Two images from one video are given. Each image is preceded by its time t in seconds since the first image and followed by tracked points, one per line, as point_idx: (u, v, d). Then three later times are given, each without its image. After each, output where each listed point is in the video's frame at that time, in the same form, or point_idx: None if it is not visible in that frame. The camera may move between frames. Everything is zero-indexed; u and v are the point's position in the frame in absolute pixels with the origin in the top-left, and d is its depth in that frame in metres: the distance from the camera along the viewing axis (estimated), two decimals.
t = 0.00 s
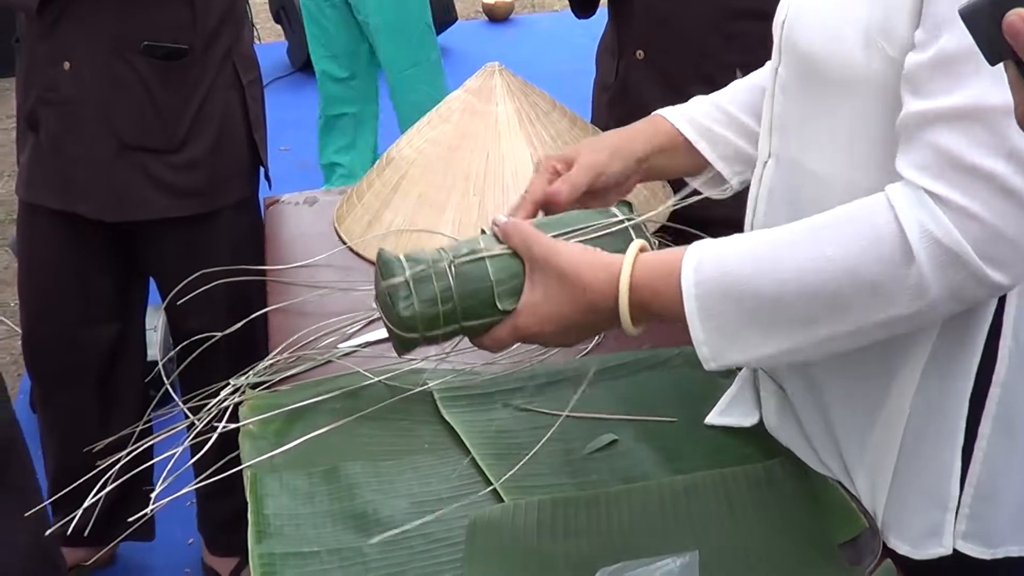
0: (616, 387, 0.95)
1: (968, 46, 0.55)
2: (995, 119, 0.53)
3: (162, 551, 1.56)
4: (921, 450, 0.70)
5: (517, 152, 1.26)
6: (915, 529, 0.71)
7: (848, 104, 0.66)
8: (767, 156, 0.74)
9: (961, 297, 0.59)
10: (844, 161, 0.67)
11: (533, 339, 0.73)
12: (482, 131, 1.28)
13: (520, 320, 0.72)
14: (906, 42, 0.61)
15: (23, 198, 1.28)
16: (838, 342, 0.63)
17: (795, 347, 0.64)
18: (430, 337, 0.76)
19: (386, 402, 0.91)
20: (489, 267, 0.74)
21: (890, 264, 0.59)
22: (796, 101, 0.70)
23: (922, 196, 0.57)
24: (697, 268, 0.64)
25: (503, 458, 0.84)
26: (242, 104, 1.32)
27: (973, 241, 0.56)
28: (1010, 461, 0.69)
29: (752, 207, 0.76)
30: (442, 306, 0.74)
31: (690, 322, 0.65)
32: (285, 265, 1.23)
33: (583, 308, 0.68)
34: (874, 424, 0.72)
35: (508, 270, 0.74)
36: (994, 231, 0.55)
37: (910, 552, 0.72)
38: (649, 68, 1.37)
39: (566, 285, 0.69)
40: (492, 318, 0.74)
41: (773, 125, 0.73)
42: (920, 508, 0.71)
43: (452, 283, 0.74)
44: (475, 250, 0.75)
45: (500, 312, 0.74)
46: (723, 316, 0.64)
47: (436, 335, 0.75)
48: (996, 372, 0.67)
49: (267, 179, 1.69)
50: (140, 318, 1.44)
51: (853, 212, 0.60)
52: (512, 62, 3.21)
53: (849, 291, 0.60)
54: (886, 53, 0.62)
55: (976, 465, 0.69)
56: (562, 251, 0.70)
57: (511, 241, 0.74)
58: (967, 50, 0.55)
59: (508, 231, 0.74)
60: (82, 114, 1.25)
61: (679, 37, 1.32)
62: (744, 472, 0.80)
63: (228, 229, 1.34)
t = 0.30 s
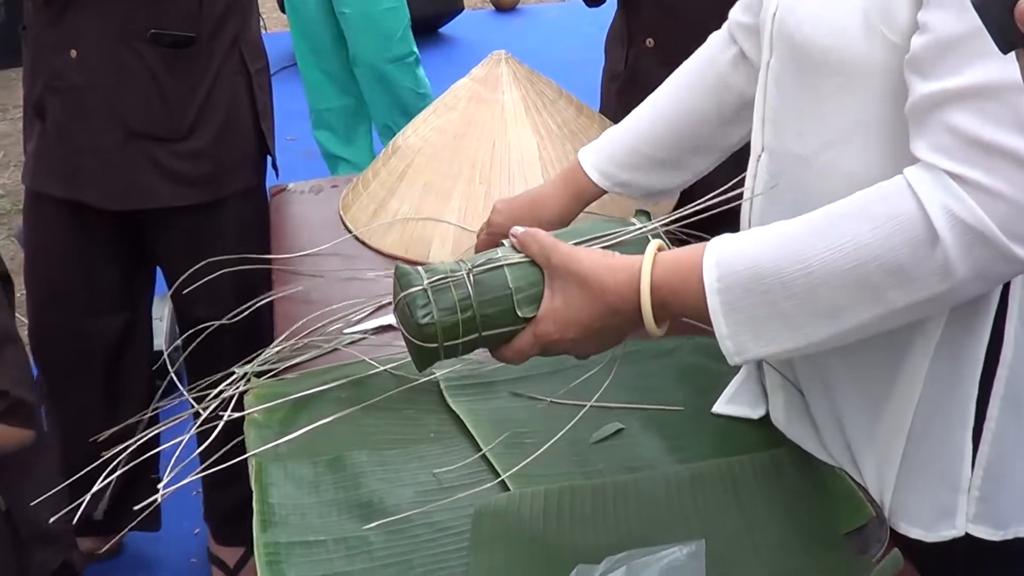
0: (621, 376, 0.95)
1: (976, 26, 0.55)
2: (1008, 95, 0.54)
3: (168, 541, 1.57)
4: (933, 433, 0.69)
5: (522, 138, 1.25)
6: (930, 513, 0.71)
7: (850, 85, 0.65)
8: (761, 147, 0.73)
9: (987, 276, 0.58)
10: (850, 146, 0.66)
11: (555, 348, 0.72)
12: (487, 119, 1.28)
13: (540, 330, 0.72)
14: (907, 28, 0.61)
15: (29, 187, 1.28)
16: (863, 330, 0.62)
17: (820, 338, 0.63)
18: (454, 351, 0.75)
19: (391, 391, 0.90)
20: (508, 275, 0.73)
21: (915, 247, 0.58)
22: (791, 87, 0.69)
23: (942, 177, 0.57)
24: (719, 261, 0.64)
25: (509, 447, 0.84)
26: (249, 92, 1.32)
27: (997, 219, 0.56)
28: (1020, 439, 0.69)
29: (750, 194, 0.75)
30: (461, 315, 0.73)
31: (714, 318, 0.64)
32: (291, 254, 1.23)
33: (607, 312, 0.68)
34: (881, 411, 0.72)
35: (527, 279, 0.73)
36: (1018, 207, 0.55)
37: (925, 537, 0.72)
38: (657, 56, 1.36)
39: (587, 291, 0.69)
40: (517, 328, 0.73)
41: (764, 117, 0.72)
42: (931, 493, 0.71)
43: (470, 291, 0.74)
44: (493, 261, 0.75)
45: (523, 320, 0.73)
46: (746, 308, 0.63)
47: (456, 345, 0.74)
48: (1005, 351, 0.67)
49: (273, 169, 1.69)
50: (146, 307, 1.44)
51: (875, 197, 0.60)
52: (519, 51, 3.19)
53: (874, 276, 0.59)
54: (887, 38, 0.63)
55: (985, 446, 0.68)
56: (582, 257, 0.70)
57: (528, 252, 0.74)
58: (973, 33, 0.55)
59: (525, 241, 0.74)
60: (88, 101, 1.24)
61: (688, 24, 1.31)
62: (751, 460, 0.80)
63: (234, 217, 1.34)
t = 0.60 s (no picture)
0: (620, 366, 0.95)
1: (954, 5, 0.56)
2: (987, 73, 0.54)
3: (170, 533, 1.57)
4: (933, 416, 0.70)
5: (521, 129, 1.25)
6: (930, 495, 0.72)
7: (841, 70, 0.65)
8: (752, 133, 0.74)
9: (965, 254, 0.58)
10: (844, 131, 0.67)
11: (536, 314, 0.73)
12: (485, 109, 1.27)
13: (519, 296, 0.73)
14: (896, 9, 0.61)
15: (29, 179, 1.28)
16: (843, 304, 0.63)
17: (799, 311, 0.63)
18: (430, 314, 0.75)
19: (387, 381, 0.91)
20: (489, 241, 0.74)
21: (895, 222, 0.58)
22: (783, 73, 0.69)
23: (925, 154, 0.57)
24: (701, 233, 0.64)
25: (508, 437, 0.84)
26: (248, 84, 1.32)
27: (978, 197, 0.56)
28: (1017, 416, 0.70)
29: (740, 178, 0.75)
30: (440, 278, 0.74)
31: (693, 286, 0.64)
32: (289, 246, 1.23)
33: (587, 280, 0.69)
34: (880, 399, 0.72)
35: (508, 245, 0.74)
36: (998, 185, 0.55)
37: (926, 519, 0.72)
38: (656, 46, 1.35)
39: (566, 259, 0.69)
40: (497, 294, 0.74)
41: (753, 104, 0.73)
42: (932, 474, 0.71)
43: (450, 255, 0.74)
44: (474, 227, 0.76)
45: (502, 286, 0.74)
46: (724, 280, 0.63)
47: (434, 308, 0.75)
48: (1002, 333, 0.67)
49: (272, 161, 1.69)
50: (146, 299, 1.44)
51: (857, 172, 0.60)
52: (518, 41, 3.18)
53: (853, 251, 0.60)
54: (877, 20, 0.63)
55: (985, 426, 0.69)
56: (563, 225, 0.70)
57: (510, 219, 0.75)
58: (954, 13, 0.56)
59: (507, 209, 0.74)
60: (88, 94, 1.24)
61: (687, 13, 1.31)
62: (749, 448, 0.80)
63: (234, 209, 1.34)
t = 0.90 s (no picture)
0: (618, 358, 0.95)
1: None
2: (961, 57, 0.54)
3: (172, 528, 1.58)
4: (925, 408, 0.70)
5: (519, 122, 1.24)
6: (925, 483, 0.72)
7: (841, 60, 0.66)
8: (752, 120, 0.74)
9: (931, 237, 0.59)
10: (844, 121, 0.67)
11: (512, 288, 0.73)
12: (483, 103, 1.28)
13: (495, 270, 0.72)
14: None
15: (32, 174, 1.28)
16: (811, 282, 0.63)
17: (768, 288, 0.64)
18: (407, 285, 0.74)
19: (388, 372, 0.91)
20: (469, 215, 0.73)
21: (862, 204, 0.58)
22: (786, 63, 0.69)
23: (893, 133, 0.58)
24: (673, 213, 0.64)
25: (507, 428, 0.84)
26: (249, 78, 1.31)
27: (945, 181, 0.56)
28: (1011, 404, 0.69)
29: (742, 163, 0.75)
30: (419, 246, 0.72)
31: (663, 261, 0.64)
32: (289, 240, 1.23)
33: (561, 254, 0.69)
34: (875, 387, 0.72)
35: (488, 220, 0.73)
36: (966, 168, 0.55)
37: (922, 508, 0.72)
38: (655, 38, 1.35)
39: (544, 232, 0.69)
40: (474, 267, 0.73)
41: (756, 91, 0.73)
42: (927, 462, 0.71)
43: (431, 225, 0.72)
44: (457, 201, 0.75)
45: (480, 260, 0.73)
46: (695, 259, 0.64)
47: (411, 280, 0.73)
48: (995, 321, 0.67)
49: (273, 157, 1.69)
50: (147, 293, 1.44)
51: (830, 153, 0.60)
52: (517, 35, 3.18)
53: (822, 231, 0.60)
54: (872, 10, 0.62)
55: (980, 413, 0.69)
56: (541, 200, 0.71)
57: (490, 195, 0.74)
58: None
59: (487, 185, 0.74)
60: (88, 89, 1.24)
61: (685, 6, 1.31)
62: (749, 438, 0.80)
63: (234, 204, 1.34)
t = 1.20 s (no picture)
0: (618, 357, 0.96)
1: None
2: (948, 55, 0.54)
3: (175, 527, 1.58)
4: (924, 405, 0.69)
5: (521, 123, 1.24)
6: (921, 482, 0.71)
7: (839, 62, 0.66)
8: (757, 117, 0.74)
9: (907, 236, 0.59)
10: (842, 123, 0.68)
11: (484, 276, 0.72)
12: (484, 103, 1.28)
13: (470, 255, 0.72)
14: None
15: (33, 176, 1.28)
16: (786, 278, 0.63)
17: (743, 283, 0.63)
18: (384, 260, 0.74)
19: (390, 371, 0.92)
20: (455, 199, 0.73)
21: (838, 199, 0.58)
22: (786, 63, 0.70)
23: (871, 128, 0.58)
24: (651, 207, 0.64)
25: (508, 427, 0.84)
26: (250, 79, 1.32)
27: (922, 177, 0.56)
28: (1013, 403, 0.68)
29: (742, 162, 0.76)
30: (401, 219, 0.72)
31: (639, 252, 0.64)
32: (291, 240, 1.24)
33: (539, 241, 0.69)
34: (872, 386, 0.72)
35: (473, 206, 0.73)
36: (943, 165, 0.56)
37: (921, 507, 0.71)
38: (655, 38, 1.36)
39: (525, 221, 0.70)
40: (451, 250, 0.73)
41: (756, 87, 0.74)
42: (923, 461, 0.70)
43: (416, 200, 0.73)
44: (446, 185, 0.75)
45: (458, 244, 0.73)
46: (672, 253, 0.64)
47: (388, 252, 0.73)
48: (994, 318, 0.66)
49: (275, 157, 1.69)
50: (150, 294, 1.44)
51: (809, 149, 0.60)
52: (518, 34, 3.19)
53: (798, 226, 0.60)
54: (862, 8, 0.62)
55: (978, 414, 0.68)
56: (525, 191, 0.71)
57: (479, 184, 0.74)
58: None
59: (478, 174, 0.74)
60: (90, 90, 1.24)
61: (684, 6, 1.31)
62: (749, 437, 0.81)
63: (237, 204, 1.35)
